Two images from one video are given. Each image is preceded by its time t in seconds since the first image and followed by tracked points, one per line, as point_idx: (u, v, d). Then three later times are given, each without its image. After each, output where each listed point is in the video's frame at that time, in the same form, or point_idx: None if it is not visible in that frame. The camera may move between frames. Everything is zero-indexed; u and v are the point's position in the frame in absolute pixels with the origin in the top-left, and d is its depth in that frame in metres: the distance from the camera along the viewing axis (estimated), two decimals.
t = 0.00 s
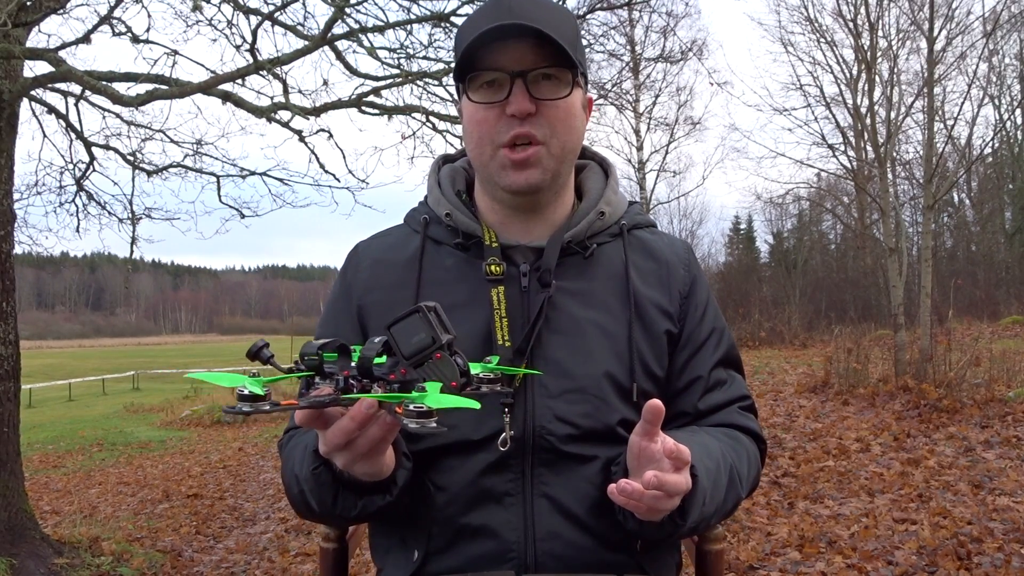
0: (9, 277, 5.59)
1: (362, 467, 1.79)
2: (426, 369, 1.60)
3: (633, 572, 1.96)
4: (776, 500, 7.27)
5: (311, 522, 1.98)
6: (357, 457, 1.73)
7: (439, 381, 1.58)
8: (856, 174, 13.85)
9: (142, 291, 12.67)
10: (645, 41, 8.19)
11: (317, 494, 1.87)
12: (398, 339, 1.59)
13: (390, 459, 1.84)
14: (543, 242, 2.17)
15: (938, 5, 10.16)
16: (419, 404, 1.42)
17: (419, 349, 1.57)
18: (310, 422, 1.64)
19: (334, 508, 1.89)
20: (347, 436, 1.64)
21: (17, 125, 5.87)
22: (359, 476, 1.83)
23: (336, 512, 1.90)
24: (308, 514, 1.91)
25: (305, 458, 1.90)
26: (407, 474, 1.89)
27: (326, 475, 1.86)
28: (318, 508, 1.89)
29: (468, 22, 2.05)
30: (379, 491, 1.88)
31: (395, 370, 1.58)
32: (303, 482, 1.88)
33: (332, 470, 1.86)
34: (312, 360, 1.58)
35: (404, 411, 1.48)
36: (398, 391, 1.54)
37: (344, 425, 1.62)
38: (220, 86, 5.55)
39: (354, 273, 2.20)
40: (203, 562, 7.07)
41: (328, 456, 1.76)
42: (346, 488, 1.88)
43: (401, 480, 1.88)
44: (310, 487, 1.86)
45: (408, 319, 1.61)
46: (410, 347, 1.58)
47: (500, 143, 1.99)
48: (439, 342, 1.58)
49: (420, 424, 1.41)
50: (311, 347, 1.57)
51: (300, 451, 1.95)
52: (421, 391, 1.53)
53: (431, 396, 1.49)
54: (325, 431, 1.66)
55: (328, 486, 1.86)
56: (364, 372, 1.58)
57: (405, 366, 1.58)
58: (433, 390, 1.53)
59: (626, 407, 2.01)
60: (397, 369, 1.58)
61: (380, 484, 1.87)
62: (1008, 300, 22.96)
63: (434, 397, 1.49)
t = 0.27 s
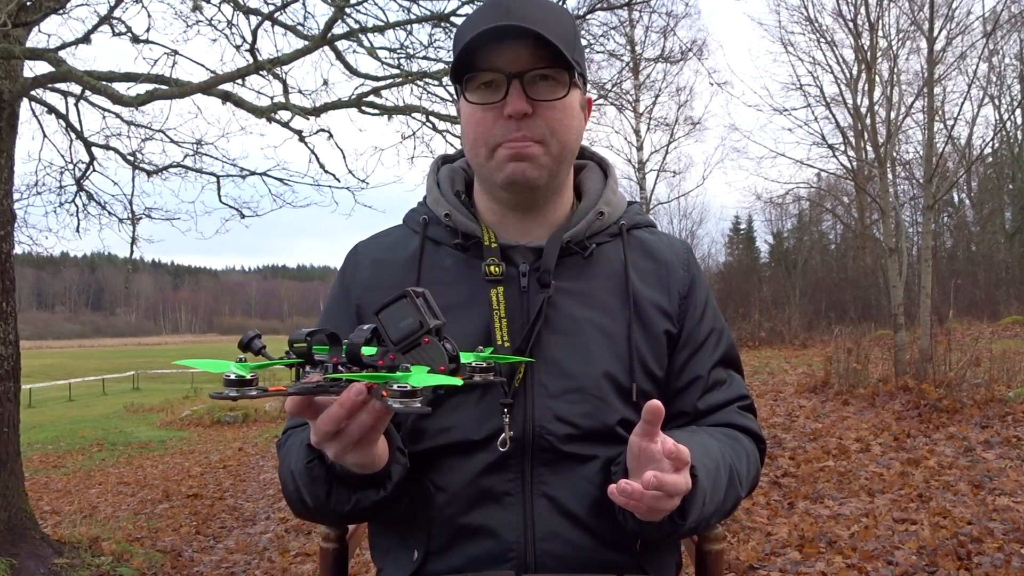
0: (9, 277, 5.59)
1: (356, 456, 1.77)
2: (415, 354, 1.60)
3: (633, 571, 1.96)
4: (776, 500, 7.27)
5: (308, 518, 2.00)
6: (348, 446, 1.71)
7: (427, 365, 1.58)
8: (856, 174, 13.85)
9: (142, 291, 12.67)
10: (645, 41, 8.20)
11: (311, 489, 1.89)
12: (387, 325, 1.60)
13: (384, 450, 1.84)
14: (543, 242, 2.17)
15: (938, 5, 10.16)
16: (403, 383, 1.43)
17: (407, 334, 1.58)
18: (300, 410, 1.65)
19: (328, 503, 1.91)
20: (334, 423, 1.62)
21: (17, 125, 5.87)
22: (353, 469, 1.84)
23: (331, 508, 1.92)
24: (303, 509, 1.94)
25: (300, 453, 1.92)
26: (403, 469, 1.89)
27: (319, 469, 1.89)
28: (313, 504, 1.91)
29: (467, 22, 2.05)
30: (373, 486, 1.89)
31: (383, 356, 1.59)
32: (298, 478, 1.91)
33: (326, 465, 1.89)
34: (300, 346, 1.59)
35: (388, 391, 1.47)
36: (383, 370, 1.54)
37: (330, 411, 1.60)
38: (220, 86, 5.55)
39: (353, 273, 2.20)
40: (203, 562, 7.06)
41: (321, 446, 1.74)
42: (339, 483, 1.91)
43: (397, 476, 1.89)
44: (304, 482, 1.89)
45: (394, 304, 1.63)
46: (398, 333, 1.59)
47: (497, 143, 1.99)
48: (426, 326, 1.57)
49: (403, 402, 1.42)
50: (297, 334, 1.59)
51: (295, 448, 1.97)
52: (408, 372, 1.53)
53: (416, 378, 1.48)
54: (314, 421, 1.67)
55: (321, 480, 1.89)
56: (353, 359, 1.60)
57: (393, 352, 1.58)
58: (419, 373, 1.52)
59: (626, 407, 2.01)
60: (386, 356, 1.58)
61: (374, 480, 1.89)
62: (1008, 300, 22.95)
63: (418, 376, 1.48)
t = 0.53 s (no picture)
0: (9, 277, 5.59)
1: (365, 463, 1.77)
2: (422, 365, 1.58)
3: (633, 571, 1.96)
4: (776, 500, 7.27)
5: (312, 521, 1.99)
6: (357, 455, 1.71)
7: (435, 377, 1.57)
8: (856, 174, 13.85)
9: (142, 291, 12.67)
10: (645, 41, 8.20)
11: (316, 493, 1.88)
12: (392, 337, 1.56)
13: (389, 457, 1.83)
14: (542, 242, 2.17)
15: (938, 5, 10.16)
16: (417, 401, 1.43)
17: (413, 347, 1.55)
18: (308, 424, 1.63)
19: (334, 507, 1.90)
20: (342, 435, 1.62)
21: (17, 125, 5.87)
22: (358, 476, 1.83)
23: (335, 511, 1.90)
24: (307, 514, 1.92)
25: (304, 457, 1.92)
26: (407, 472, 1.90)
27: (324, 475, 1.88)
28: (318, 507, 1.89)
29: (467, 25, 2.03)
30: (378, 490, 1.88)
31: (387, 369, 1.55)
32: (303, 483, 1.89)
33: (332, 469, 1.88)
34: (306, 362, 1.59)
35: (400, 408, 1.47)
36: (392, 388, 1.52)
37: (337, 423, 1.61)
38: (220, 86, 5.54)
39: (354, 273, 2.20)
40: (203, 562, 7.06)
41: (328, 456, 1.74)
42: (345, 487, 1.89)
43: (400, 478, 1.89)
44: (309, 487, 1.88)
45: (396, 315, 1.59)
46: (404, 346, 1.55)
47: (495, 152, 2.00)
48: (432, 340, 1.55)
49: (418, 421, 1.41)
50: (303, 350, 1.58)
51: (300, 452, 1.96)
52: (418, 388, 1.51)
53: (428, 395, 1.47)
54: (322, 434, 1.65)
55: (327, 485, 1.88)
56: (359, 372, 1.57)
57: (399, 365, 1.55)
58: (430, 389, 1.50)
59: (625, 405, 2.01)
60: (392, 368, 1.55)
61: (378, 484, 1.88)
62: (1009, 300, 22.92)
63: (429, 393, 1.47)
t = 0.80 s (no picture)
0: (9, 277, 5.59)
1: (367, 454, 1.77)
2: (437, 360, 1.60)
3: (633, 568, 1.96)
4: (776, 500, 7.27)
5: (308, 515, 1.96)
6: (362, 445, 1.72)
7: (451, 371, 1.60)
8: (856, 174, 13.85)
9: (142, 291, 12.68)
10: (645, 41, 8.19)
11: (315, 486, 1.85)
12: (409, 329, 1.58)
13: (390, 451, 1.84)
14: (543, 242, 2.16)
15: (938, 5, 10.16)
16: (447, 394, 1.44)
17: (431, 339, 1.57)
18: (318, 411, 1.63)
19: (332, 500, 1.87)
20: (355, 424, 1.61)
21: (17, 125, 5.87)
22: (358, 467, 1.82)
23: (334, 505, 1.88)
24: (305, 508, 1.90)
25: (303, 451, 1.89)
26: (405, 467, 1.89)
27: (323, 467, 1.85)
28: (317, 501, 1.87)
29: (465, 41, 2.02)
30: (377, 484, 1.87)
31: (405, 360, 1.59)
32: (302, 476, 1.87)
33: (331, 462, 1.85)
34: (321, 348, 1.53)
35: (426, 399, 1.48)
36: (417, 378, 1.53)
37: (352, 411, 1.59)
38: (220, 86, 5.55)
39: (357, 269, 2.19)
40: (203, 562, 7.06)
41: (331, 445, 1.73)
42: (344, 479, 1.87)
43: (399, 473, 1.88)
44: (308, 480, 1.85)
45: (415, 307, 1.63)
46: (422, 337, 1.58)
47: (488, 171, 2.01)
48: (450, 334, 1.59)
49: (446, 414, 1.42)
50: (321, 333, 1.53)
51: (298, 446, 1.94)
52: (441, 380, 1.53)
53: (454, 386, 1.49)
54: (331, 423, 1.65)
55: (326, 478, 1.85)
56: (373, 362, 1.56)
57: (414, 357, 1.57)
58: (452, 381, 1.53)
59: (625, 402, 2.01)
60: (406, 359, 1.58)
61: (377, 477, 1.88)
62: (1009, 300, 22.90)
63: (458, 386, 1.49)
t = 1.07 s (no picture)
0: (9, 276, 5.59)
1: (370, 442, 1.75)
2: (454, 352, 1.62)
3: (633, 568, 1.96)
4: (776, 500, 7.27)
5: (308, 509, 1.95)
6: (366, 431, 1.69)
7: (466, 367, 1.62)
8: (856, 174, 13.85)
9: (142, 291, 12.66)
10: (645, 41, 8.19)
11: (314, 475, 1.85)
12: (433, 319, 1.59)
13: (392, 438, 1.81)
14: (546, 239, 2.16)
15: (938, 5, 10.16)
16: (469, 396, 1.49)
17: (452, 334, 1.59)
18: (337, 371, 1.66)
19: (332, 490, 1.86)
20: (362, 402, 1.61)
21: (17, 125, 5.87)
22: (359, 455, 1.80)
23: (334, 495, 1.87)
24: (304, 497, 1.90)
25: (303, 441, 1.89)
26: (406, 458, 1.86)
27: (323, 455, 1.85)
28: (316, 491, 1.86)
29: (469, 39, 2.01)
30: (376, 474, 1.85)
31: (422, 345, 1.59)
32: (301, 466, 1.87)
33: (331, 451, 1.86)
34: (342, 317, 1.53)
35: (444, 391, 1.52)
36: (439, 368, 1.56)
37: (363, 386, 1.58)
38: (220, 86, 5.55)
39: (359, 263, 2.18)
40: (203, 562, 7.06)
41: (334, 430, 1.72)
42: (343, 469, 1.87)
43: (399, 465, 1.86)
44: (308, 468, 1.85)
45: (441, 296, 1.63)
46: (444, 330, 1.59)
47: (496, 168, 2.01)
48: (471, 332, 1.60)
49: (465, 412, 1.48)
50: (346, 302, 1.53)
51: (297, 439, 1.94)
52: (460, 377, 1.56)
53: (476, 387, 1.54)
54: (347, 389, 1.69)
55: (325, 467, 1.86)
56: (390, 343, 1.55)
57: (431, 345, 1.57)
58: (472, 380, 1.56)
59: (627, 399, 2.00)
60: (425, 346, 1.58)
61: (377, 469, 1.86)
62: (1009, 300, 22.87)
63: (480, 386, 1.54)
